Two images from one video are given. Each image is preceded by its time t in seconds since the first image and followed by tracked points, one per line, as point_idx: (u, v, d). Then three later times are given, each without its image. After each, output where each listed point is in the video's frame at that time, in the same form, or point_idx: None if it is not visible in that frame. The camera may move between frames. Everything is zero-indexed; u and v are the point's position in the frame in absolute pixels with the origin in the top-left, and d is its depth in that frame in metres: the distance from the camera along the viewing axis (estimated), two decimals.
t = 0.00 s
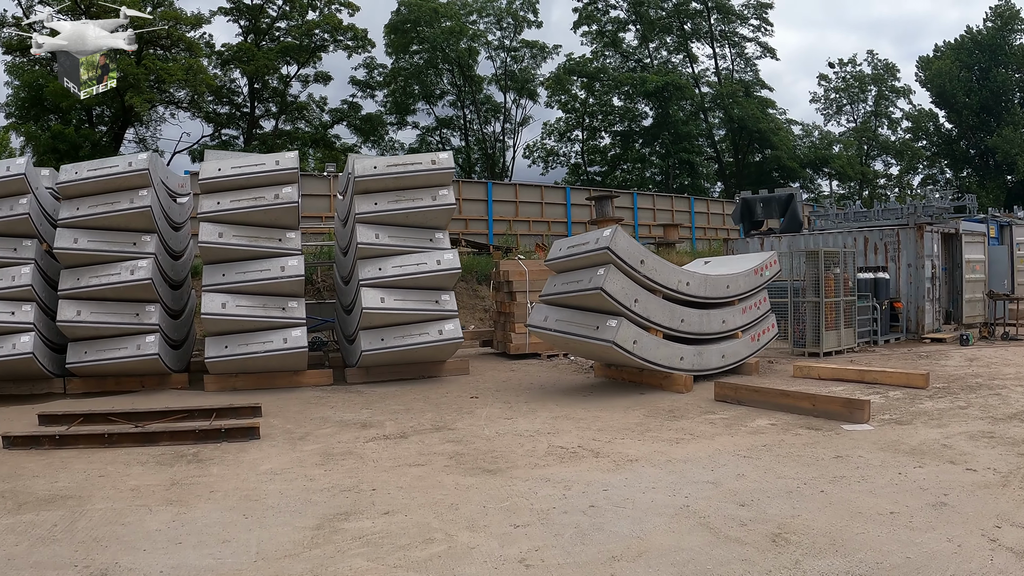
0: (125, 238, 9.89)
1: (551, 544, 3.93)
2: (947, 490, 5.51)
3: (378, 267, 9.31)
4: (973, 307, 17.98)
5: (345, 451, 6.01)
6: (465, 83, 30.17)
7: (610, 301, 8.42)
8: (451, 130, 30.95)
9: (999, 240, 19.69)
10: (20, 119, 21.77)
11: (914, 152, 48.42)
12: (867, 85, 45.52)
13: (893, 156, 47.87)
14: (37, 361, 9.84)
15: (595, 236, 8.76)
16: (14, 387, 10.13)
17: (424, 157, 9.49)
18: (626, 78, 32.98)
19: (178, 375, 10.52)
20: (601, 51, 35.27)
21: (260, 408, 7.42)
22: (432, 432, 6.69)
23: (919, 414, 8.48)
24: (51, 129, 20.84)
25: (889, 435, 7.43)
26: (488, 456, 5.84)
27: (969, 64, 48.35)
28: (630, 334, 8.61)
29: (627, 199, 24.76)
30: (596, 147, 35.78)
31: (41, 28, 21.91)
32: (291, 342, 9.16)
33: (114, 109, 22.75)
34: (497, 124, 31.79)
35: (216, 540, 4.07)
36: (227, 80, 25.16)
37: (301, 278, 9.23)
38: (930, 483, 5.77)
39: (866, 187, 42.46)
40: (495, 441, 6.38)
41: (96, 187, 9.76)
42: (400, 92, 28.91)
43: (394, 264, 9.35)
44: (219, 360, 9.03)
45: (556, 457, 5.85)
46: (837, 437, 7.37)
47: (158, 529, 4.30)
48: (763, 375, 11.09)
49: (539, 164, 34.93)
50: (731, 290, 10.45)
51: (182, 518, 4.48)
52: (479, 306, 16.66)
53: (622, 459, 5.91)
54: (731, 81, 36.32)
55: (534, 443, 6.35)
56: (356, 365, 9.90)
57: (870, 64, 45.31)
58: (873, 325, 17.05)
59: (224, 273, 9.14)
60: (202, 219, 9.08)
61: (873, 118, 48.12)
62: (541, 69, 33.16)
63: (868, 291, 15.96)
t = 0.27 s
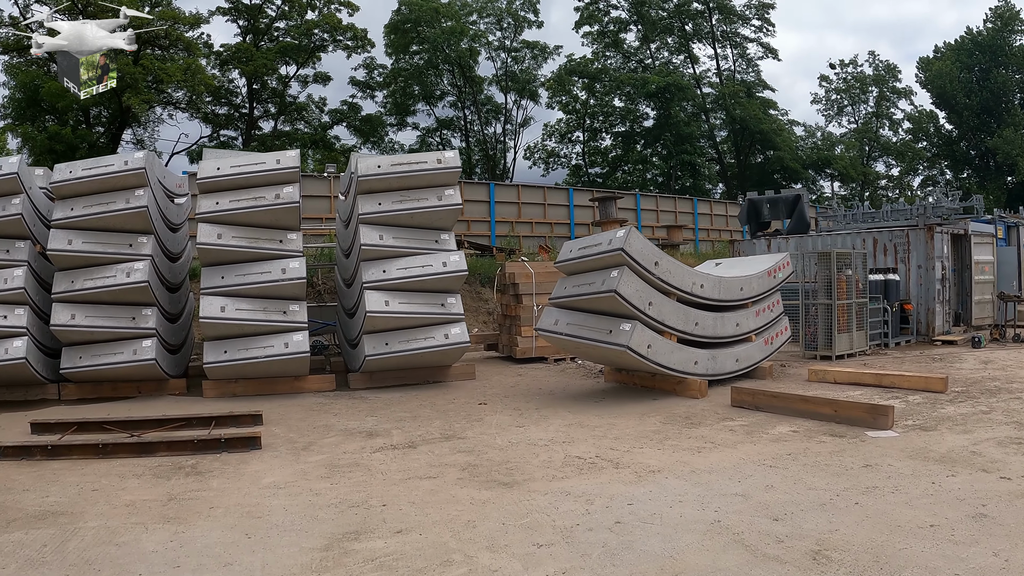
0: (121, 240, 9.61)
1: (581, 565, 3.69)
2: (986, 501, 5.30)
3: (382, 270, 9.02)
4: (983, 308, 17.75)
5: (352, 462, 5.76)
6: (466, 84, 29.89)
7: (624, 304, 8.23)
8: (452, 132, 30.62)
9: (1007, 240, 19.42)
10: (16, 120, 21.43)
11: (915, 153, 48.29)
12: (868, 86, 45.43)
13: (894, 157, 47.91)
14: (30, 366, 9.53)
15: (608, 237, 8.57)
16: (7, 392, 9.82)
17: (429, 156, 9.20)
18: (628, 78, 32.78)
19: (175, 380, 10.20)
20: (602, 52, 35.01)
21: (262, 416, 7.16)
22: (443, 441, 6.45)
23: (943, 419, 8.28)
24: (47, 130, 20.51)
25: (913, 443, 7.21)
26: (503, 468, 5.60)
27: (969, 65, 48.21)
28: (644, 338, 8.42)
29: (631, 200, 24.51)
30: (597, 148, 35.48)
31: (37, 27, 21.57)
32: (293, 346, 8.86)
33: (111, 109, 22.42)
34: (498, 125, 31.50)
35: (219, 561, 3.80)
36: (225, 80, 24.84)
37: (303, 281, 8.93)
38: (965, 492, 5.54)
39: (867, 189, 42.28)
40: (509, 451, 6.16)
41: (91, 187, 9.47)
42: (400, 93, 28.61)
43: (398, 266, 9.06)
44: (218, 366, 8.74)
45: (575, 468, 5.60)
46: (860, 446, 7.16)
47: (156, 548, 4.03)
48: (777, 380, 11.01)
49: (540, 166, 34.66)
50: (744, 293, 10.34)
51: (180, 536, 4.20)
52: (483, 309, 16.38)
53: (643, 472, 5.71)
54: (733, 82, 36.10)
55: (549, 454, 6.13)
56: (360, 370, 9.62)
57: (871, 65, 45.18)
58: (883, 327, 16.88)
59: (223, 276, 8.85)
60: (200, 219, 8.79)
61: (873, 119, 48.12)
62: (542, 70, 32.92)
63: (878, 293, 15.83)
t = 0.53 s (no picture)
0: (121, 242, 9.33)
1: None
2: None
3: (389, 272, 8.72)
4: (994, 311, 17.54)
5: (365, 475, 5.50)
6: (468, 86, 29.63)
7: (643, 308, 8.00)
8: (454, 134, 30.31)
9: (1018, 242, 19.21)
10: (15, 121, 21.13)
11: (917, 155, 48.12)
12: (871, 88, 45.22)
13: (896, 159, 47.71)
14: (26, 373, 9.23)
15: (625, 239, 8.34)
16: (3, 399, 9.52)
17: (439, 156, 8.91)
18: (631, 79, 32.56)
19: (176, 387, 9.91)
20: (605, 53, 34.76)
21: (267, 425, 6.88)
22: (458, 452, 6.21)
23: (970, 425, 8.06)
24: (45, 132, 20.20)
25: (943, 451, 6.98)
26: (524, 481, 5.38)
27: (970, 67, 48.04)
28: (662, 343, 8.21)
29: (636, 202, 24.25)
30: (600, 150, 35.18)
31: (36, 27, 21.27)
32: (297, 352, 8.55)
33: (111, 111, 22.11)
34: (500, 126, 31.21)
35: None
36: (226, 82, 24.56)
37: (308, 284, 8.63)
38: (1008, 504, 5.31)
39: (871, 191, 42.07)
40: (528, 463, 5.94)
41: (90, 187, 9.18)
42: (402, 94, 28.32)
43: (406, 269, 8.76)
44: (220, 372, 8.44)
45: (600, 480, 5.36)
46: (888, 456, 6.93)
47: (160, 571, 3.75)
48: (793, 385, 10.79)
49: (543, 168, 34.37)
50: (761, 296, 10.18)
51: (186, 559, 3.91)
52: (489, 313, 16.11)
53: (672, 484, 5.61)
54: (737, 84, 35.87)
55: (571, 464, 5.97)
56: (367, 376, 9.34)
57: (874, 66, 44.99)
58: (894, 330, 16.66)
59: (226, 279, 8.56)
60: (202, 221, 8.50)
61: (876, 121, 47.97)
62: (545, 71, 32.68)
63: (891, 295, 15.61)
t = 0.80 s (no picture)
0: (121, 243, 9.04)
1: None
2: None
3: (398, 275, 8.44)
4: (1008, 314, 17.27)
5: (380, 487, 5.24)
6: (472, 87, 29.40)
7: (664, 311, 7.71)
8: (458, 136, 30.02)
9: None
10: (15, 122, 20.86)
11: (922, 158, 47.88)
12: (875, 91, 45.04)
13: (899, 162, 47.51)
14: (23, 377, 8.93)
15: (644, 240, 8.05)
16: None
17: (450, 154, 8.63)
18: (637, 81, 32.35)
19: (178, 393, 9.61)
20: (609, 55, 34.55)
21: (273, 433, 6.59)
22: (475, 462, 5.95)
23: (1002, 431, 7.79)
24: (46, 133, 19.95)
25: (979, 458, 6.69)
26: (547, 494, 5.16)
27: (973, 70, 47.86)
28: (683, 347, 7.92)
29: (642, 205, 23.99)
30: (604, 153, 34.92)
31: (36, 27, 21.02)
32: (302, 356, 8.26)
33: (112, 111, 21.84)
34: (504, 129, 30.96)
35: None
36: (227, 83, 24.31)
37: (314, 287, 8.35)
38: None
39: (875, 194, 41.83)
40: (549, 474, 5.70)
41: (89, 186, 8.90)
42: (405, 96, 28.07)
43: (417, 271, 8.49)
44: (223, 377, 8.15)
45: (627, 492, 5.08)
46: (922, 464, 6.66)
47: None
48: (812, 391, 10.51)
49: (546, 171, 34.11)
50: (780, 299, 9.89)
51: None
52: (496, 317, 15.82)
53: (703, 498, 5.41)
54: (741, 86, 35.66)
55: (594, 475, 5.76)
56: (374, 381, 9.05)
57: (878, 69, 44.80)
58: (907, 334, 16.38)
59: (230, 281, 8.28)
60: (205, 221, 8.21)
61: (881, 124, 47.80)
62: (549, 74, 32.45)
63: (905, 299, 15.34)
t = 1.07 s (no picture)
0: (119, 243, 8.74)
1: None
2: None
3: (408, 277, 8.16)
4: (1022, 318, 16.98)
5: (394, 500, 4.96)
6: (476, 88, 29.13)
7: (685, 315, 7.46)
8: (462, 138, 29.75)
9: None
10: (15, 122, 20.60)
11: (926, 160, 47.58)
12: (879, 93, 44.80)
13: (904, 165, 47.24)
14: (18, 382, 8.63)
15: (665, 240, 7.79)
16: None
17: (461, 153, 8.33)
18: (642, 83, 32.09)
19: (179, 399, 9.32)
20: (613, 57, 34.32)
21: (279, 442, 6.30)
22: (492, 473, 5.70)
23: None
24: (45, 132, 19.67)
25: (1016, 467, 6.40)
26: (572, 509, 4.94)
27: (977, 73, 47.62)
28: (705, 352, 7.67)
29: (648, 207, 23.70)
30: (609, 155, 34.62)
31: (37, 25, 20.76)
32: (308, 361, 7.96)
33: (113, 111, 21.58)
34: (509, 130, 30.69)
35: None
36: (229, 83, 24.05)
37: (320, 289, 8.06)
38: None
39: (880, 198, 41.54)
40: (572, 487, 5.52)
41: (87, 184, 8.62)
42: (408, 97, 27.80)
43: (427, 273, 8.20)
44: (226, 383, 7.86)
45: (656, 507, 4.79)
46: (957, 473, 6.37)
47: None
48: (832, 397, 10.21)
49: (551, 173, 33.82)
50: (799, 302, 9.62)
51: None
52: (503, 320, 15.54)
53: (736, 512, 5.24)
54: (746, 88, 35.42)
55: (619, 487, 5.60)
56: (382, 387, 8.75)
57: (882, 72, 44.58)
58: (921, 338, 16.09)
59: (233, 283, 7.99)
60: (207, 220, 7.93)
61: (885, 126, 47.53)
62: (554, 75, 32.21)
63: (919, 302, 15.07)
